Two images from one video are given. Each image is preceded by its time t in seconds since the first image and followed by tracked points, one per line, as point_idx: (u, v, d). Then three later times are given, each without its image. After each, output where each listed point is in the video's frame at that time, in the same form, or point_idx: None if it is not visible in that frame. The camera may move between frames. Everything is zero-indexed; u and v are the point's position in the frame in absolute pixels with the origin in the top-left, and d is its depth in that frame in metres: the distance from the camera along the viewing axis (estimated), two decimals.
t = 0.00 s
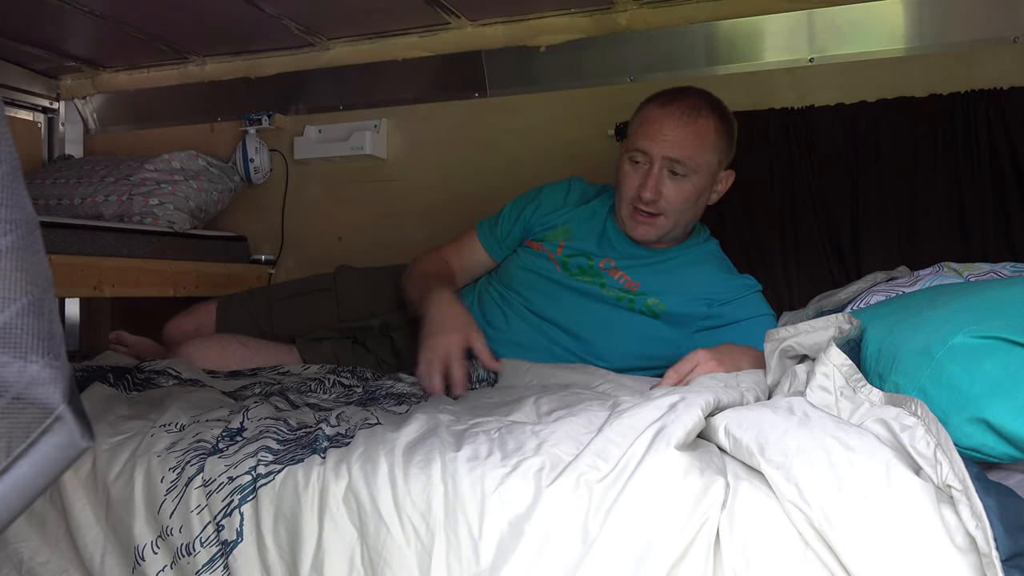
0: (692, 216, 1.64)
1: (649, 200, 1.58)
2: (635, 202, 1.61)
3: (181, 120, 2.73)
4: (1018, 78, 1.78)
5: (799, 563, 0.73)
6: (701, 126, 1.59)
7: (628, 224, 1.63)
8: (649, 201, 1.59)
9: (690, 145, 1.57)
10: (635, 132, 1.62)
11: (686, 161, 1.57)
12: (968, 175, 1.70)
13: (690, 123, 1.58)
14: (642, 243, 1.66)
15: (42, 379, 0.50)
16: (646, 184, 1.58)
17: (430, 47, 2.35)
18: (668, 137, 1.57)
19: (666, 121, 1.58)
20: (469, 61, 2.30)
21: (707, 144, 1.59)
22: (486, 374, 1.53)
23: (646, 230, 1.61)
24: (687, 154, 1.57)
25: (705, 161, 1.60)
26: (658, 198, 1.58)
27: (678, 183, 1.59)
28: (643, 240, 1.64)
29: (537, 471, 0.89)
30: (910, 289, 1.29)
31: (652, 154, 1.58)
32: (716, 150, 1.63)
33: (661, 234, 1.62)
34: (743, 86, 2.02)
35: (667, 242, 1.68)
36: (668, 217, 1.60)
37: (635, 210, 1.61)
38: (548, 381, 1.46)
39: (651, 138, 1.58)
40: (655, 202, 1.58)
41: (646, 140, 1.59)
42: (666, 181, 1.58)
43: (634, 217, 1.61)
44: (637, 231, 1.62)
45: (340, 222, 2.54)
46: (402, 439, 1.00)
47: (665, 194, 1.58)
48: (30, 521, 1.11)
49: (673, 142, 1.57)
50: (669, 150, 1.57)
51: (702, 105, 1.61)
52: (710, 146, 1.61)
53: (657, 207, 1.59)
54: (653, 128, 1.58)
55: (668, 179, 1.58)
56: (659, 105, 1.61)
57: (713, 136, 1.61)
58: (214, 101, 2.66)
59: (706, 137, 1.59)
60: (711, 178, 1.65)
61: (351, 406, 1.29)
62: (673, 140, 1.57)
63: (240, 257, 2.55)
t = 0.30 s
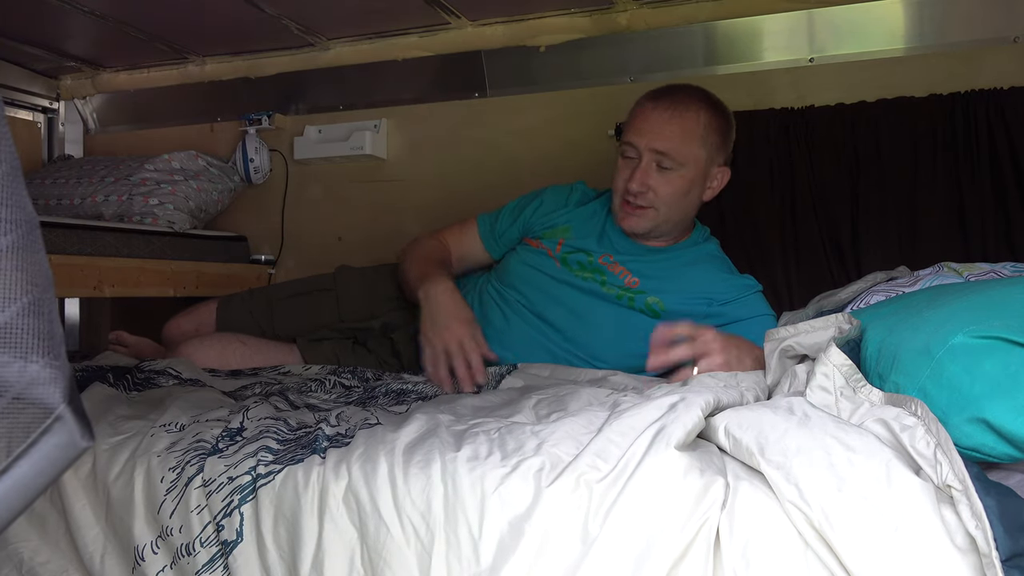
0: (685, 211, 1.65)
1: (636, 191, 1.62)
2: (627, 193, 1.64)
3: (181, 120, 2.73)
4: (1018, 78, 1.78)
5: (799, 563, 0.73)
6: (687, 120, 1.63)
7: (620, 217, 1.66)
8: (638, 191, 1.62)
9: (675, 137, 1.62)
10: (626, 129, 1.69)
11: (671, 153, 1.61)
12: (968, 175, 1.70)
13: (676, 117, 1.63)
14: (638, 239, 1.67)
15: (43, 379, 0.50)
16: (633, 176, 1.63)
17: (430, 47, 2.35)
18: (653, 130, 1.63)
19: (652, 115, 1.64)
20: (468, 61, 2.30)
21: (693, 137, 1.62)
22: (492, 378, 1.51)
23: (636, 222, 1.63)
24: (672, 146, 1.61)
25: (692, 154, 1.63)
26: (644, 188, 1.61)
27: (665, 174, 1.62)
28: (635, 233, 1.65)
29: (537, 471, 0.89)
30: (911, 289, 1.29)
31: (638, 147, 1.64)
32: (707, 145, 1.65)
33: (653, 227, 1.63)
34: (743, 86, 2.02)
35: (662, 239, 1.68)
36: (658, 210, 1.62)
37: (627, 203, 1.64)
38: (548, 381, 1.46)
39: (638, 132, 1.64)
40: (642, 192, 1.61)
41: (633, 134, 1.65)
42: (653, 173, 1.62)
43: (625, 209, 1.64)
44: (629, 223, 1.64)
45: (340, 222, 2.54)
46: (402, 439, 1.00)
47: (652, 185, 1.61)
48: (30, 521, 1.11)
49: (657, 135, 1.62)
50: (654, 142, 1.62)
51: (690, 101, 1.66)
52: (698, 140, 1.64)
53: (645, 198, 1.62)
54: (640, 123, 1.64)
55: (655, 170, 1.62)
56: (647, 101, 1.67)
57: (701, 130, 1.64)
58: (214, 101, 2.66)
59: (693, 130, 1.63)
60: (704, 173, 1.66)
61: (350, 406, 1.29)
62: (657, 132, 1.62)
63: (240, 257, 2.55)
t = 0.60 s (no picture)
0: (704, 224, 1.63)
1: (667, 207, 1.55)
2: (652, 204, 1.57)
3: (181, 119, 2.73)
4: (1018, 78, 1.78)
5: (800, 563, 0.73)
6: (730, 138, 1.55)
7: (638, 226, 1.61)
8: (668, 206, 1.56)
9: (717, 156, 1.53)
10: (659, 134, 1.58)
11: (711, 173, 1.54)
12: (968, 175, 1.70)
13: (722, 134, 1.54)
14: (648, 246, 1.65)
15: (42, 379, 0.50)
16: (666, 191, 1.55)
17: (430, 47, 2.35)
18: (695, 146, 1.53)
19: (698, 128, 1.53)
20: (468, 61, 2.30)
21: (733, 157, 1.56)
22: (493, 379, 1.51)
23: (655, 235, 1.59)
24: (714, 166, 1.54)
25: (728, 173, 1.57)
26: (677, 207, 1.55)
27: (698, 193, 1.56)
28: (650, 243, 1.62)
29: (537, 471, 0.89)
30: (911, 289, 1.29)
31: (676, 161, 1.54)
32: (741, 162, 1.59)
33: (671, 240, 1.61)
34: (743, 86, 2.02)
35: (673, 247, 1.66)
36: (682, 225, 1.58)
37: (649, 214, 1.58)
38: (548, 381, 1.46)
39: (678, 145, 1.54)
40: (673, 210, 1.55)
41: (671, 145, 1.55)
42: (687, 190, 1.55)
43: (645, 219, 1.59)
44: (647, 234, 1.60)
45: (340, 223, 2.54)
46: (402, 439, 1.00)
47: (684, 203, 1.56)
48: (30, 521, 1.11)
49: (699, 152, 1.53)
50: (695, 160, 1.53)
51: (733, 115, 1.57)
52: (736, 158, 1.57)
53: (673, 215, 1.56)
54: (680, 135, 1.54)
55: (689, 188, 1.56)
56: (689, 109, 1.56)
57: (739, 148, 1.58)
58: (214, 101, 2.66)
59: (734, 150, 1.56)
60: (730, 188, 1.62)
61: (351, 406, 1.29)
62: (701, 150, 1.53)
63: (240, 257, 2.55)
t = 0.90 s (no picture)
0: (696, 224, 1.63)
1: (661, 209, 1.55)
2: (646, 206, 1.57)
3: (181, 119, 2.73)
4: (1018, 78, 1.78)
5: (799, 563, 0.73)
6: (723, 138, 1.54)
7: (631, 227, 1.61)
8: (662, 208, 1.56)
9: (710, 156, 1.53)
10: (651, 135, 1.57)
11: (704, 173, 1.53)
12: (968, 175, 1.70)
13: (715, 134, 1.53)
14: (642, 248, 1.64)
15: (42, 379, 0.50)
16: (659, 192, 1.55)
17: (430, 47, 2.35)
18: (687, 147, 1.53)
19: (691, 129, 1.52)
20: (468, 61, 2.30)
21: (726, 157, 1.55)
22: (493, 379, 1.51)
23: (649, 236, 1.59)
24: (707, 166, 1.53)
25: (721, 173, 1.56)
26: (670, 208, 1.55)
27: (691, 193, 1.56)
28: (644, 244, 1.62)
29: (537, 471, 0.89)
30: (911, 289, 1.29)
31: (668, 162, 1.54)
32: (734, 160, 1.59)
33: (664, 241, 1.61)
34: (743, 86, 2.02)
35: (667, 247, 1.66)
36: (676, 226, 1.58)
37: (643, 216, 1.58)
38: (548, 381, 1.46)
39: (671, 146, 1.53)
40: (667, 212, 1.55)
41: (663, 146, 1.54)
42: (680, 190, 1.55)
43: (640, 222, 1.59)
44: (641, 236, 1.60)
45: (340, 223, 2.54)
46: (402, 439, 1.00)
47: (677, 204, 1.55)
48: (30, 521, 1.11)
49: (692, 153, 1.52)
50: (688, 161, 1.53)
51: (726, 113, 1.56)
52: (729, 158, 1.57)
53: (667, 216, 1.56)
54: (672, 135, 1.53)
55: (682, 189, 1.55)
56: (681, 108, 1.55)
57: (732, 147, 1.57)
58: (214, 101, 2.66)
59: (726, 149, 1.55)
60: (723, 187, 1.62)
61: (351, 406, 1.29)
62: (694, 151, 1.52)
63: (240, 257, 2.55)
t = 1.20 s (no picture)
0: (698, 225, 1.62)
1: (666, 214, 1.54)
2: (650, 211, 1.56)
3: (181, 119, 2.73)
4: (1018, 78, 1.78)
5: (799, 563, 0.73)
6: (725, 140, 1.54)
7: (635, 231, 1.60)
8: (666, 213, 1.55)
9: (713, 160, 1.52)
10: (652, 139, 1.56)
11: (708, 176, 1.53)
12: (968, 175, 1.70)
13: (717, 138, 1.53)
14: (647, 253, 1.64)
15: (42, 379, 0.50)
16: (663, 197, 1.54)
17: (430, 47, 2.35)
18: (690, 150, 1.52)
19: (693, 134, 1.51)
20: (468, 61, 2.30)
21: (728, 159, 1.55)
22: (493, 379, 1.51)
23: (655, 240, 1.59)
24: (711, 170, 1.53)
25: (724, 175, 1.56)
26: (675, 213, 1.54)
27: (695, 197, 1.55)
28: (649, 248, 1.61)
29: (537, 471, 0.89)
30: (911, 289, 1.29)
31: (672, 167, 1.53)
32: (735, 161, 1.59)
33: (668, 243, 1.60)
34: (743, 86, 2.02)
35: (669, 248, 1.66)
36: (680, 230, 1.57)
37: (646, 220, 1.58)
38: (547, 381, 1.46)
39: (674, 151, 1.52)
40: (672, 216, 1.54)
41: (666, 150, 1.53)
42: (684, 195, 1.54)
43: (643, 227, 1.58)
44: (645, 240, 1.59)
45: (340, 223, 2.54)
46: (402, 439, 1.00)
47: (682, 208, 1.55)
48: (30, 521, 1.11)
49: (696, 157, 1.51)
50: (692, 165, 1.52)
51: (726, 115, 1.56)
52: (731, 159, 1.56)
53: (672, 221, 1.55)
54: (674, 139, 1.53)
55: (686, 193, 1.55)
56: (682, 112, 1.54)
57: (733, 148, 1.57)
58: (213, 101, 2.66)
59: (728, 151, 1.55)
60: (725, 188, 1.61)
61: (350, 406, 1.29)
62: (698, 155, 1.51)
63: (240, 257, 2.55)
